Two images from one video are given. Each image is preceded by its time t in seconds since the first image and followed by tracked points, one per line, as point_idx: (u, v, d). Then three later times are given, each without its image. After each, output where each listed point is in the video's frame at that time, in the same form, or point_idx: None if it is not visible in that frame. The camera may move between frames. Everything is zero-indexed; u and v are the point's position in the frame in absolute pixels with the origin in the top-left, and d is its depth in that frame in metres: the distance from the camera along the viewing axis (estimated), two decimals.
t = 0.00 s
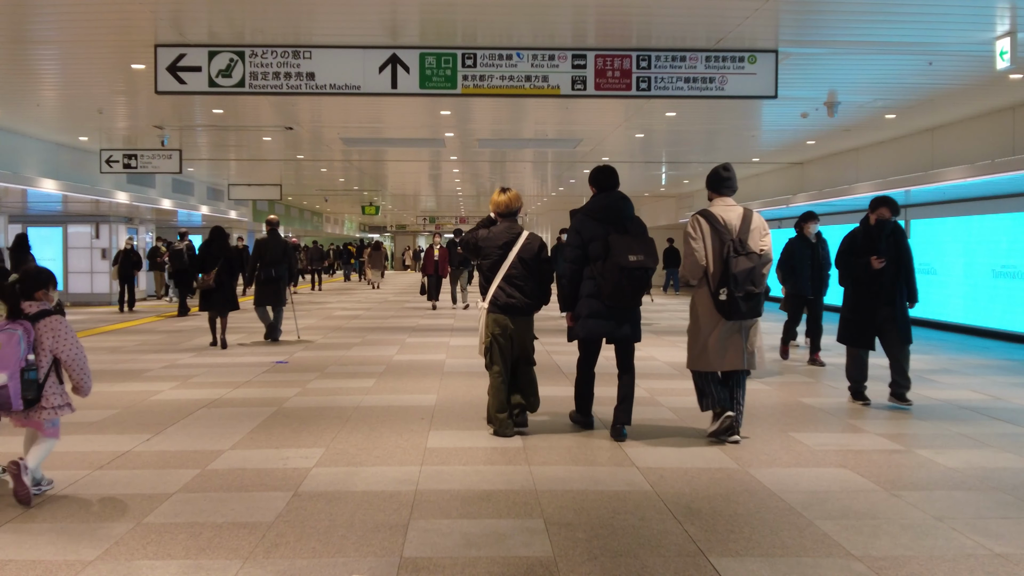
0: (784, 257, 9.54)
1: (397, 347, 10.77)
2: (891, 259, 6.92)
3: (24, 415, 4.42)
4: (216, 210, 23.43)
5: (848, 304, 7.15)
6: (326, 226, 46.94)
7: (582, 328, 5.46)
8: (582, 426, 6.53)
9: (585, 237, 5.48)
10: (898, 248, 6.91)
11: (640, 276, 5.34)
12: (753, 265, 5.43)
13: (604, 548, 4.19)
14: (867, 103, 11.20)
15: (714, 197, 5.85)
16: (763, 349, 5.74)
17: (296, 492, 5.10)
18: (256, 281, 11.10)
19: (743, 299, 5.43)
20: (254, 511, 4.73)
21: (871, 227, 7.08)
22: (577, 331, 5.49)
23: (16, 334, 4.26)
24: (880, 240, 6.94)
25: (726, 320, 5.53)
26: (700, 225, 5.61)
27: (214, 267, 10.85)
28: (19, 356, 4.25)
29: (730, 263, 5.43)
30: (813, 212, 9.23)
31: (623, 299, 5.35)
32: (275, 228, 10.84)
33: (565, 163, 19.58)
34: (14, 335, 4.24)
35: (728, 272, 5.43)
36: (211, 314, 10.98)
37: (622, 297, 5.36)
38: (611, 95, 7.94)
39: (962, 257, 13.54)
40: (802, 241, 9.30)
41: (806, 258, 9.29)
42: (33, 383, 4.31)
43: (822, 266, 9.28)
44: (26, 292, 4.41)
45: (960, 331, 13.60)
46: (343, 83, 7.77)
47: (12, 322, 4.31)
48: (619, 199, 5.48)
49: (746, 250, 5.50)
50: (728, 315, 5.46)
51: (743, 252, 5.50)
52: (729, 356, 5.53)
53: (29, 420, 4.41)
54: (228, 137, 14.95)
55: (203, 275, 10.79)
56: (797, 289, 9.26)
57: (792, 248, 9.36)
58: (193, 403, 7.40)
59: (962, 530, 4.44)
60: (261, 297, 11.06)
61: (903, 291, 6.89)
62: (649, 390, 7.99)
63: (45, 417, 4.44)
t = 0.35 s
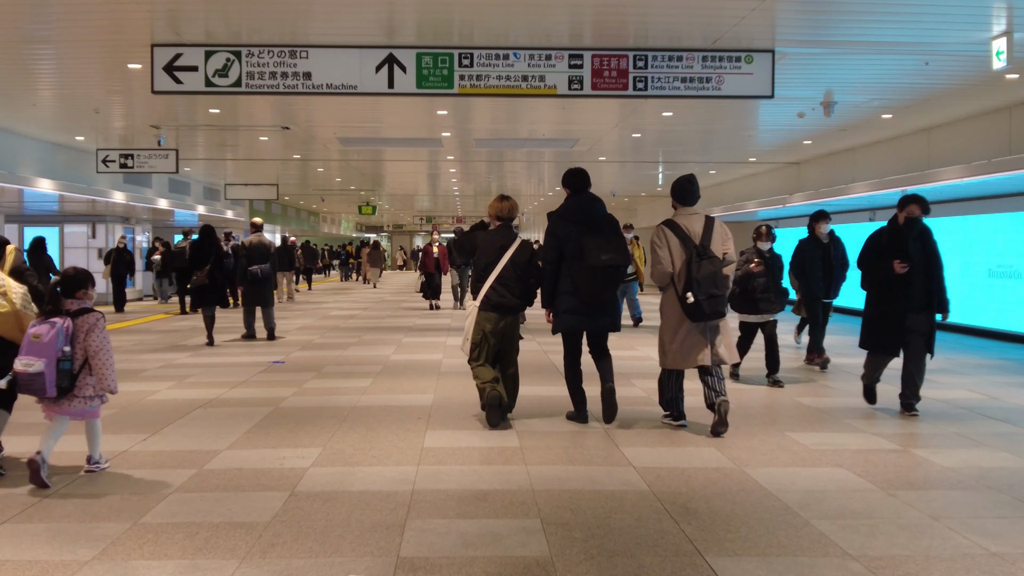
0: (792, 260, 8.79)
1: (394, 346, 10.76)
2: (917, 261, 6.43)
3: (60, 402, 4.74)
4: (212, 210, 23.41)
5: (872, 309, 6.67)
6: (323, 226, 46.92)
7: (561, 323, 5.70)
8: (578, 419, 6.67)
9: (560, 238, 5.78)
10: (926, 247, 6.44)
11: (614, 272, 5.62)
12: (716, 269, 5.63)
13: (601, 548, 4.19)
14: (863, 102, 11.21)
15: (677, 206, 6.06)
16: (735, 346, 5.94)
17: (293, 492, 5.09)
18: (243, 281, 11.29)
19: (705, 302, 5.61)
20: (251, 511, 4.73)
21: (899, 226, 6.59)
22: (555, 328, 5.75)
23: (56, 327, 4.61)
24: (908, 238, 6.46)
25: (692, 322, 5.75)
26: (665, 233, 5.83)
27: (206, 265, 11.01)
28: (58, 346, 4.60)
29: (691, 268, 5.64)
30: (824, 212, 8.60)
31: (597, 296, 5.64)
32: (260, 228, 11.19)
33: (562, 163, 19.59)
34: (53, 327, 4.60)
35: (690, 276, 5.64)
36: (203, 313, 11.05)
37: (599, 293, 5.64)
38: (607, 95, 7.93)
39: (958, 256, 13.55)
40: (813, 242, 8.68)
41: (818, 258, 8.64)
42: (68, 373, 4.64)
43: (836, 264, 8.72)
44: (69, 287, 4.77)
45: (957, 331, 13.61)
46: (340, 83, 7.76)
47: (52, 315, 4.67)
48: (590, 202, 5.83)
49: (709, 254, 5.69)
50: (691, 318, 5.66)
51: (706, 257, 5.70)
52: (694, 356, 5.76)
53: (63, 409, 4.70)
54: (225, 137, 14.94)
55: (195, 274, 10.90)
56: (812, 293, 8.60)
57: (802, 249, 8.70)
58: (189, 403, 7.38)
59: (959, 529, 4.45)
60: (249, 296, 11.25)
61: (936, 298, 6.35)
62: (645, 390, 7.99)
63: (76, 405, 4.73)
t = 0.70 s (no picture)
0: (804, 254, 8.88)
1: (391, 347, 10.76)
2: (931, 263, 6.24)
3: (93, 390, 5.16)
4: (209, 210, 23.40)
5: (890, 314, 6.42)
6: (319, 226, 46.92)
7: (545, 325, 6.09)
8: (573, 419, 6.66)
9: (546, 241, 6.20)
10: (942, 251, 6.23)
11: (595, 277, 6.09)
12: (685, 267, 6.11)
13: (597, 548, 4.19)
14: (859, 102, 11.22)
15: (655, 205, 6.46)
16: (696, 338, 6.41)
17: (289, 492, 5.09)
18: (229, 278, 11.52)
19: (676, 296, 6.04)
20: (248, 512, 4.72)
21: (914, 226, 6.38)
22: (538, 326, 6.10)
23: (92, 321, 5.03)
24: (923, 241, 6.28)
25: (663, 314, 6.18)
26: (640, 231, 6.26)
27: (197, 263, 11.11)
28: (94, 339, 5.03)
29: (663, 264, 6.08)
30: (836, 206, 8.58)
31: (578, 297, 6.07)
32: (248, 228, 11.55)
33: (558, 163, 19.61)
34: (89, 321, 5.02)
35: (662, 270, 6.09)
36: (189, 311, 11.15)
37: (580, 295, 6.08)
38: (604, 95, 7.93)
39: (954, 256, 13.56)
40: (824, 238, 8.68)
41: (829, 255, 8.65)
42: (105, 363, 5.08)
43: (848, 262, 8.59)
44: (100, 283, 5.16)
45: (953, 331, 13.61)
46: (336, 83, 7.76)
47: (87, 310, 5.09)
48: (577, 211, 6.22)
49: (680, 252, 6.15)
50: (662, 309, 6.08)
51: (676, 254, 6.16)
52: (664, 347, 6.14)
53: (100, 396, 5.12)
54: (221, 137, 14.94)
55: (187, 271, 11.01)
56: (825, 288, 8.59)
57: (814, 244, 8.72)
58: (185, 403, 7.38)
59: (954, 529, 4.46)
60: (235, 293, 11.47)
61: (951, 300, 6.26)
62: (641, 390, 7.98)
63: (110, 393, 5.17)
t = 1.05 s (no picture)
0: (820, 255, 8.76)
1: (387, 346, 10.76)
2: (958, 264, 6.02)
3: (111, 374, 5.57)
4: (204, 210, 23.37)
5: (911, 320, 6.23)
6: (315, 226, 46.88)
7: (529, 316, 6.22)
8: (550, 406, 7.19)
9: (530, 237, 6.27)
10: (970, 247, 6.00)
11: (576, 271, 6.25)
12: (666, 263, 6.29)
13: (593, 548, 4.20)
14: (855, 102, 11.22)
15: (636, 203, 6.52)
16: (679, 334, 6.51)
17: (284, 492, 5.08)
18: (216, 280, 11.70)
19: (656, 291, 6.22)
20: (243, 511, 4.72)
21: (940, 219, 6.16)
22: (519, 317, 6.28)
23: (115, 311, 5.45)
24: (949, 237, 6.07)
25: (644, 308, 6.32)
26: (623, 226, 6.35)
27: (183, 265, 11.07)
28: (118, 328, 5.45)
29: (645, 259, 6.24)
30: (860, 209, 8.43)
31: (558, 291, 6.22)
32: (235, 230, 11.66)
33: (554, 163, 19.62)
34: (113, 311, 5.44)
35: (644, 265, 6.27)
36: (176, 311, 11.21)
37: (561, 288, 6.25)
38: (600, 95, 7.93)
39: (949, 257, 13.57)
40: (845, 241, 8.51)
41: (849, 258, 8.47)
42: (127, 349, 5.51)
43: (868, 267, 8.41)
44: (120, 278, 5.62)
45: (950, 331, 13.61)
46: (332, 82, 7.76)
47: (110, 300, 5.51)
48: (559, 207, 6.30)
49: (661, 248, 6.30)
50: (642, 302, 6.27)
51: (658, 250, 6.30)
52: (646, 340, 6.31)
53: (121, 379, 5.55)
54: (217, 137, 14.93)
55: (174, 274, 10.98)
56: (841, 290, 8.39)
57: (833, 246, 8.57)
58: (180, 403, 7.38)
59: (950, 528, 4.46)
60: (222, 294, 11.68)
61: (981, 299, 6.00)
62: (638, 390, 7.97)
63: (128, 376, 5.61)
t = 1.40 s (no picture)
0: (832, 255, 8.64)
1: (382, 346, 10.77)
2: (992, 265, 5.54)
3: (128, 364, 6.16)
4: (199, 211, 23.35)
5: (944, 321, 5.73)
6: (310, 226, 46.84)
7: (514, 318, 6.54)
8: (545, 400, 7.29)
9: (509, 244, 6.57)
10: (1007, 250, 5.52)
11: (554, 272, 6.55)
12: (637, 267, 6.63)
13: (588, 548, 4.19)
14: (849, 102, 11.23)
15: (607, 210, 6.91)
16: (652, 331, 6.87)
17: (279, 492, 5.08)
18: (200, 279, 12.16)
19: (627, 295, 6.56)
20: (238, 511, 4.72)
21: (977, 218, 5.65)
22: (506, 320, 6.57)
23: (130, 306, 6.07)
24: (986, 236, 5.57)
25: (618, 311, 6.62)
26: (596, 234, 6.69)
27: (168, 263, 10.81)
28: (133, 321, 6.05)
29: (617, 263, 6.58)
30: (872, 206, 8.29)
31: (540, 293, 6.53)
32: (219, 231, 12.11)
33: (549, 163, 19.62)
34: (130, 306, 6.05)
35: (616, 270, 6.59)
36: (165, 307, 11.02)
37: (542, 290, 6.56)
38: (594, 95, 7.93)
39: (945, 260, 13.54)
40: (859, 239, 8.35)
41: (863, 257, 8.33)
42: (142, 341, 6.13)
43: (882, 266, 8.31)
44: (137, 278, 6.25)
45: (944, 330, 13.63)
46: (326, 82, 7.75)
47: (126, 297, 6.13)
48: (534, 213, 6.62)
49: (632, 253, 6.66)
50: (616, 306, 6.56)
51: (628, 255, 6.65)
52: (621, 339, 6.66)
53: (139, 369, 6.12)
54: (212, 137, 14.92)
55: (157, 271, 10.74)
56: (856, 291, 8.18)
57: (846, 246, 8.39)
58: (174, 403, 7.37)
59: (944, 528, 4.46)
60: (206, 292, 12.13)
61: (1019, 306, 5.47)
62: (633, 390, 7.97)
63: (142, 366, 6.21)
